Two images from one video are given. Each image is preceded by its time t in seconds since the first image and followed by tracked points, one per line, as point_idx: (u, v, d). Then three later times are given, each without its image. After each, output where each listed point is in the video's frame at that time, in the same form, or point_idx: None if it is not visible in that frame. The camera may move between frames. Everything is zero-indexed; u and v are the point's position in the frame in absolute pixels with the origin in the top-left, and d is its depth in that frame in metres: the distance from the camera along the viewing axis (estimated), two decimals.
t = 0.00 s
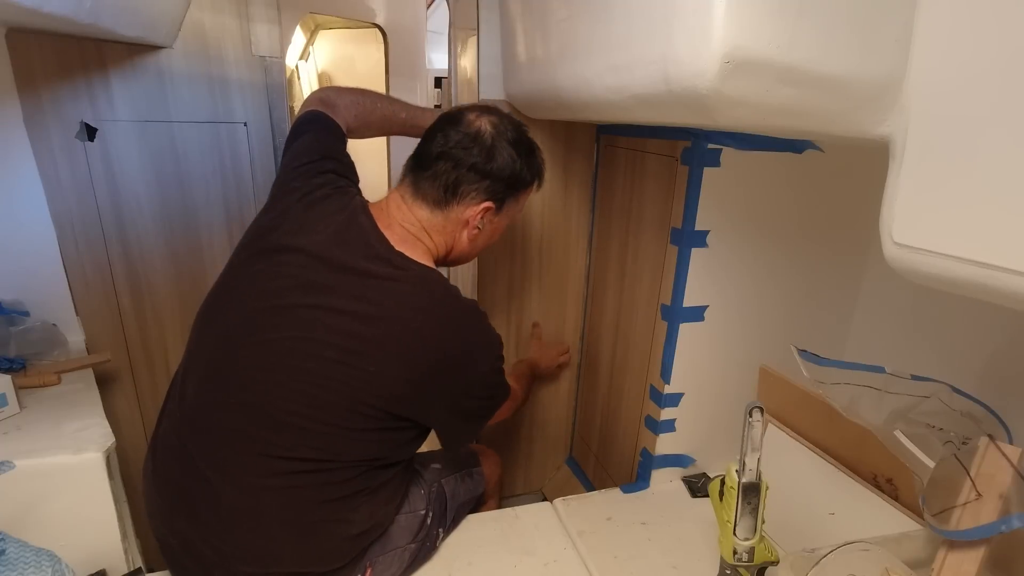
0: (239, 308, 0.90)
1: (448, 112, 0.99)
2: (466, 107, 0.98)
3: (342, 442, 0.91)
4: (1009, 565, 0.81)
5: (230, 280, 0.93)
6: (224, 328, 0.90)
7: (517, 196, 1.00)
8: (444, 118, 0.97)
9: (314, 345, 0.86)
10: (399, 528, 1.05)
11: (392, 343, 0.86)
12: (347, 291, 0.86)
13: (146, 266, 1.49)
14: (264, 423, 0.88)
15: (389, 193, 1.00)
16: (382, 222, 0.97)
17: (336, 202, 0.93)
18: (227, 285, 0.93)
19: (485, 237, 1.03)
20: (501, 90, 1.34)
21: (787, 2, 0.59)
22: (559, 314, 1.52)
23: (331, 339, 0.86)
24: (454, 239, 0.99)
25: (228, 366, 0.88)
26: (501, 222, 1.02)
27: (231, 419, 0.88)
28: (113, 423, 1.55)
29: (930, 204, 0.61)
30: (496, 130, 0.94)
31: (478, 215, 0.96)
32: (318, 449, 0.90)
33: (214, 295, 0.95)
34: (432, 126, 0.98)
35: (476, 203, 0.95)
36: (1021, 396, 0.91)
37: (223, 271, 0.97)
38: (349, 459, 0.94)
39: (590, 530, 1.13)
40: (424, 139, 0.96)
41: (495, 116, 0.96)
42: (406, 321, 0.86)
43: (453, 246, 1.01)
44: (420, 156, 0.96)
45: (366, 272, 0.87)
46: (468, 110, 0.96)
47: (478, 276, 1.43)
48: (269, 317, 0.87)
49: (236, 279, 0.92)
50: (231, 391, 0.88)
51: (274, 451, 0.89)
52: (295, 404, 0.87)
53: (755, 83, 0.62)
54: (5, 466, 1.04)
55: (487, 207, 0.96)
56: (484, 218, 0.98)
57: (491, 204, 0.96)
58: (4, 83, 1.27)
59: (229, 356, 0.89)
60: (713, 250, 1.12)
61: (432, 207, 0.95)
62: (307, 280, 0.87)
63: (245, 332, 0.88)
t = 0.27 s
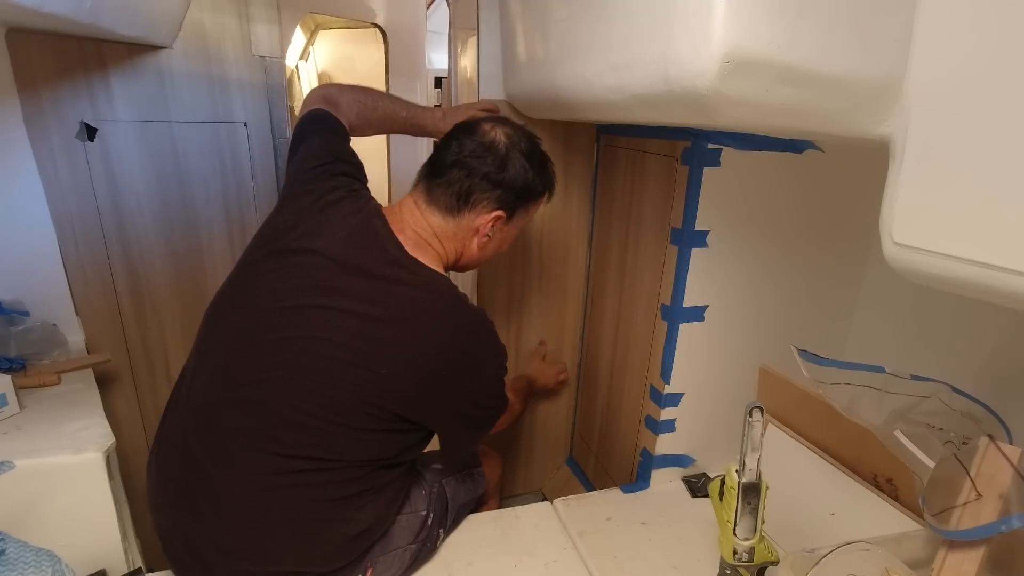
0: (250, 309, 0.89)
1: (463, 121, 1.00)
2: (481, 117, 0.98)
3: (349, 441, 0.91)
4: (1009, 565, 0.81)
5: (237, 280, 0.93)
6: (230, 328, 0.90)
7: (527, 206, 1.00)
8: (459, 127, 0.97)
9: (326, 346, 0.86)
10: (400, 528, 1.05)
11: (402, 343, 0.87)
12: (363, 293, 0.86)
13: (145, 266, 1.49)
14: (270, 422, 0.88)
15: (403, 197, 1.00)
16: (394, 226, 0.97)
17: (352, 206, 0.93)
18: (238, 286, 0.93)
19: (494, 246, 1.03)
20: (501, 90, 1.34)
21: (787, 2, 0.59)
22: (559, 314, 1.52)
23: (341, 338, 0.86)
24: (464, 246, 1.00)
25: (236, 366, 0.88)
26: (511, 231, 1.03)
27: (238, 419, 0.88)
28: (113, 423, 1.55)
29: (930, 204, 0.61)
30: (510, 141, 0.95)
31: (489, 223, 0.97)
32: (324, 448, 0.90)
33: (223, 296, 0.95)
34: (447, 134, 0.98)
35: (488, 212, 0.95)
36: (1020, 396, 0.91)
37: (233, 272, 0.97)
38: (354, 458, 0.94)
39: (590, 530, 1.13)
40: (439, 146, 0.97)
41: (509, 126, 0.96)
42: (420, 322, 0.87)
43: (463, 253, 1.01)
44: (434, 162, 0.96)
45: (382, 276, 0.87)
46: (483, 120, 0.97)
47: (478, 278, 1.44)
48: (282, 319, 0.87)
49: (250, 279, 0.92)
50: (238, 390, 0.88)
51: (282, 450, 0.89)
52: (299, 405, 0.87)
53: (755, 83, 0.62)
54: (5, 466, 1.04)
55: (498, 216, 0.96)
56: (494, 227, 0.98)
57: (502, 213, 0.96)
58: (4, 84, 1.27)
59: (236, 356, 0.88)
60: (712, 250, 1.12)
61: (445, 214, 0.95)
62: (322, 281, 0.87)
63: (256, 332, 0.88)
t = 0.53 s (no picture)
0: (267, 309, 0.88)
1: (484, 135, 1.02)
2: (502, 133, 1.00)
3: (357, 439, 0.92)
4: (1009, 565, 0.81)
5: (248, 280, 0.93)
6: (239, 327, 0.90)
7: (541, 220, 1.02)
8: (481, 140, 0.99)
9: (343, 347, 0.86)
10: (401, 528, 1.05)
11: (415, 343, 0.88)
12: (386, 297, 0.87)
13: (145, 266, 1.49)
14: (279, 422, 0.88)
15: (421, 204, 1.01)
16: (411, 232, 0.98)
17: (373, 210, 0.93)
18: (253, 284, 0.92)
19: (507, 257, 1.04)
20: (501, 90, 1.34)
21: (787, 2, 0.59)
22: (559, 314, 1.52)
23: (353, 338, 0.86)
24: (478, 256, 1.01)
25: (246, 365, 0.88)
26: (524, 244, 1.04)
27: (247, 418, 0.88)
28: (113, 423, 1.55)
29: (930, 204, 0.61)
30: (530, 157, 0.97)
31: (503, 235, 0.98)
32: (333, 447, 0.91)
33: (235, 295, 0.94)
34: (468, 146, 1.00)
35: (504, 223, 0.97)
36: (1020, 396, 0.91)
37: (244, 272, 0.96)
38: (364, 457, 0.95)
39: (590, 530, 1.13)
40: (459, 156, 0.98)
41: (529, 143, 0.98)
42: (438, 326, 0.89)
43: (475, 262, 1.02)
44: (454, 172, 0.97)
45: (403, 281, 0.88)
46: (504, 136, 0.98)
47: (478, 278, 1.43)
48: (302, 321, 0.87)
49: (259, 277, 0.92)
50: (247, 389, 0.88)
51: (289, 449, 0.89)
52: (303, 404, 0.87)
53: (755, 83, 0.62)
54: (5, 466, 1.04)
55: (513, 228, 0.98)
56: (508, 238, 1.00)
57: (516, 225, 0.98)
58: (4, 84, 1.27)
59: (248, 355, 0.88)
60: (713, 250, 1.12)
61: (462, 223, 0.96)
62: (345, 284, 0.87)
63: (272, 332, 0.87)
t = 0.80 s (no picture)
0: (284, 306, 0.89)
1: (503, 149, 1.04)
2: (521, 148, 1.03)
3: (367, 438, 0.92)
4: (1009, 565, 0.81)
5: (262, 280, 0.94)
6: (251, 325, 0.91)
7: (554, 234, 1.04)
8: (501, 154, 1.01)
9: (358, 347, 0.87)
10: (403, 528, 1.05)
11: (425, 344, 0.89)
12: (404, 300, 0.88)
13: (145, 266, 1.49)
14: (289, 419, 0.88)
15: (441, 212, 1.03)
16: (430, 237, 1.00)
17: (394, 215, 0.95)
18: (269, 283, 0.92)
19: (518, 269, 1.07)
20: (502, 90, 1.33)
21: (786, 2, 0.59)
22: (558, 314, 1.52)
23: (362, 338, 0.87)
24: (491, 266, 1.03)
25: (258, 362, 0.88)
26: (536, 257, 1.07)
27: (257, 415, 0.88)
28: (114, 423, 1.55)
29: (930, 203, 0.61)
30: (548, 174, 1.00)
31: (519, 248, 1.01)
32: (341, 445, 0.91)
33: (248, 295, 0.94)
34: (487, 159, 1.02)
35: (521, 235, 0.99)
36: (1020, 396, 0.91)
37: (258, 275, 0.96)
38: (369, 456, 0.95)
39: (590, 530, 1.13)
40: (480, 169, 1.00)
41: (548, 160, 1.01)
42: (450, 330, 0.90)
43: (489, 272, 1.04)
44: (475, 185, 0.99)
45: (426, 286, 0.90)
46: (524, 152, 1.01)
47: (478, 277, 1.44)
48: (321, 319, 0.87)
49: (273, 276, 0.93)
50: (258, 387, 0.88)
51: (293, 449, 0.89)
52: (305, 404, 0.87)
53: (754, 83, 0.62)
54: (5, 466, 1.04)
55: (529, 242, 1.00)
56: (523, 251, 1.02)
57: (532, 239, 1.00)
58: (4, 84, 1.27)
59: (261, 353, 0.88)
60: (712, 250, 1.12)
61: (480, 235, 0.99)
62: (366, 284, 0.88)
63: (288, 330, 0.88)
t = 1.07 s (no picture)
0: (294, 306, 0.88)
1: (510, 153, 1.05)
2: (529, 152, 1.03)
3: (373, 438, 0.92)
4: (1009, 565, 0.81)
5: (271, 281, 0.94)
6: (258, 325, 0.91)
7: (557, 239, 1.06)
8: (509, 159, 1.02)
9: (368, 348, 0.87)
10: (404, 529, 1.05)
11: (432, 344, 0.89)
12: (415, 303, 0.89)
13: (145, 266, 1.49)
14: (293, 418, 0.88)
15: (448, 213, 1.03)
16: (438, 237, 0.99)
17: (404, 217, 0.95)
18: (278, 283, 0.92)
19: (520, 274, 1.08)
20: (502, 90, 1.33)
21: (786, 2, 0.59)
22: (558, 314, 1.52)
23: (368, 339, 0.87)
24: (495, 271, 1.03)
25: (266, 363, 0.88)
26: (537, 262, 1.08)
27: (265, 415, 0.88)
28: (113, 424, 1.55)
29: (930, 202, 0.61)
30: (556, 180, 1.01)
31: (526, 252, 1.02)
32: (347, 444, 0.91)
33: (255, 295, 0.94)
34: (495, 163, 1.02)
35: (528, 240, 1.00)
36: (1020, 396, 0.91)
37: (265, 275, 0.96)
38: (371, 458, 0.94)
39: (590, 530, 1.13)
40: (489, 173, 1.01)
41: (556, 166, 1.02)
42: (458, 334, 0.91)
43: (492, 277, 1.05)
44: (484, 189, 1.00)
45: (438, 288, 0.91)
46: (532, 156, 1.02)
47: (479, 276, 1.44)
48: (331, 319, 0.87)
49: (281, 276, 0.93)
50: (265, 385, 0.88)
51: (294, 449, 0.89)
52: (307, 404, 0.87)
53: (755, 83, 0.62)
54: (5, 466, 1.04)
55: (535, 247, 1.02)
56: (529, 255, 1.04)
57: (539, 244, 1.02)
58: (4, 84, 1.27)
59: (270, 354, 0.88)
60: (712, 250, 1.12)
61: (489, 239, 0.99)
62: (380, 285, 0.88)
63: (296, 331, 0.87)
